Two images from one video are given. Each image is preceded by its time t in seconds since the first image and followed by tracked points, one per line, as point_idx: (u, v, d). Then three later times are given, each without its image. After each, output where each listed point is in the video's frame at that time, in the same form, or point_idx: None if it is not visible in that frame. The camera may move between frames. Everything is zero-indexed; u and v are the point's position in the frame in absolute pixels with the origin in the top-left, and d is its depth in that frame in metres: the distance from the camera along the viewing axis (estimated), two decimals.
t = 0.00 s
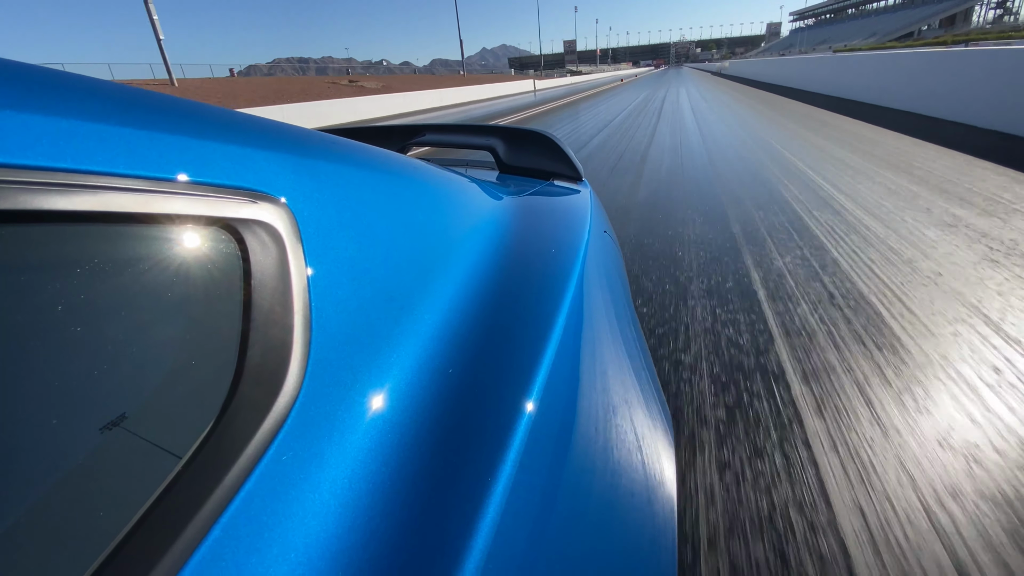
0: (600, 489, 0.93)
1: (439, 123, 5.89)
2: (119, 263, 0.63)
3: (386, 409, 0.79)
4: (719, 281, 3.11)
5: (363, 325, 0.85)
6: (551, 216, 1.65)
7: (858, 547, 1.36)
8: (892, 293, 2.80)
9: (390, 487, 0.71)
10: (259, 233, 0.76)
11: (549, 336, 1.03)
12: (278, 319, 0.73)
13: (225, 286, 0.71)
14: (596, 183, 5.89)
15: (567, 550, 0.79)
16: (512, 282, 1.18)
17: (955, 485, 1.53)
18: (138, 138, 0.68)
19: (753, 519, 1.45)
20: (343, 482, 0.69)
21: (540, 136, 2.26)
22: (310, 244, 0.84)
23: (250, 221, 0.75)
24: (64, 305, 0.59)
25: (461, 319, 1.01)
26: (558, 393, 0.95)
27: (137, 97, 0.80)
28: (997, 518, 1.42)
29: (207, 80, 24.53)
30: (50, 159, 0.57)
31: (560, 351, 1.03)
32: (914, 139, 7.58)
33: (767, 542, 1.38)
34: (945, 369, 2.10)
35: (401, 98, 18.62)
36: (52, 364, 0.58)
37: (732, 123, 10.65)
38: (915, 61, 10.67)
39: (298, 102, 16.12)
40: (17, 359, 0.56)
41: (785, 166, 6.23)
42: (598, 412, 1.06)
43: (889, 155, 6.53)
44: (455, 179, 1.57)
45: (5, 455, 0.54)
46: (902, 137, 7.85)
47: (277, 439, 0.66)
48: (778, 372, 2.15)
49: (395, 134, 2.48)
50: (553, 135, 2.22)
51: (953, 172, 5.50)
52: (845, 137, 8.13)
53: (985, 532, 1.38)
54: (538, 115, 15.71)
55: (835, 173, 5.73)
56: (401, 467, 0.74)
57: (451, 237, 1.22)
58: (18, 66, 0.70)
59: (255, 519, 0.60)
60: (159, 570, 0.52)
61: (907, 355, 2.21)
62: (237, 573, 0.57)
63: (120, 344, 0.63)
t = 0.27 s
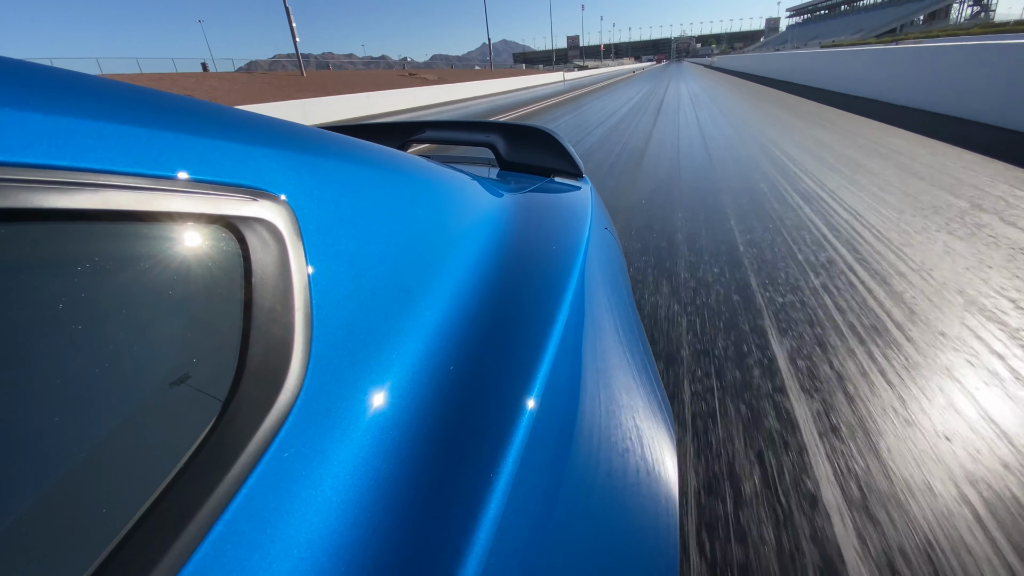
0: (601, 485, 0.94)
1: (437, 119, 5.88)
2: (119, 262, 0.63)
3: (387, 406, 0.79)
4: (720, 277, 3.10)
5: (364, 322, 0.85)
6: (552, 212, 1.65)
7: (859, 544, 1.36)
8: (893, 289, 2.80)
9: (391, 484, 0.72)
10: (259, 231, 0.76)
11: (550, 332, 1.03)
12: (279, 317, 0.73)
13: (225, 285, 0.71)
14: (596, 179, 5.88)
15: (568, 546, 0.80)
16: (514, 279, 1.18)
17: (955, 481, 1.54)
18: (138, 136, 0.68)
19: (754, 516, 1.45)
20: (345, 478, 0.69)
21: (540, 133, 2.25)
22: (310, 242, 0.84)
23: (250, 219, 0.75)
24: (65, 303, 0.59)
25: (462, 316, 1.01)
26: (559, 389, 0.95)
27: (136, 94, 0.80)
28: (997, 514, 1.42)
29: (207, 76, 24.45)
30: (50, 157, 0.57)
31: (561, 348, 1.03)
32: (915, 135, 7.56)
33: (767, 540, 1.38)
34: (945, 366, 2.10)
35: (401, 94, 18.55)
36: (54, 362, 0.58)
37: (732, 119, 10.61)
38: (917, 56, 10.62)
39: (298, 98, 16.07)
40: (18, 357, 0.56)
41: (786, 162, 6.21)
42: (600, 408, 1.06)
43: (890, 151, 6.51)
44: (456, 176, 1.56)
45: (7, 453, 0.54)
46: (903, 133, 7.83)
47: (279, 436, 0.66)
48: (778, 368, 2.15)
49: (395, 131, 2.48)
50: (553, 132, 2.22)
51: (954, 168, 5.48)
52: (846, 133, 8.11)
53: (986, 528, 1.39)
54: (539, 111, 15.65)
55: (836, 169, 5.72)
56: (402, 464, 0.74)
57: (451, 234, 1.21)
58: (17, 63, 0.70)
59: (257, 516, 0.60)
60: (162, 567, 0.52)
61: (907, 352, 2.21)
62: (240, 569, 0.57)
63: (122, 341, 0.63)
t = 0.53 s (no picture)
0: (602, 477, 0.94)
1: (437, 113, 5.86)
2: (120, 256, 0.63)
3: (388, 400, 0.79)
4: (720, 270, 3.10)
5: (365, 316, 0.85)
6: (553, 206, 1.64)
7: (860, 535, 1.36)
8: (894, 281, 2.79)
9: (392, 477, 0.72)
10: (259, 225, 0.75)
11: (551, 326, 1.03)
12: (280, 311, 0.74)
13: (226, 279, 0.71)
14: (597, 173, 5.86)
15: (569, 539, 0.80)
16: (514, 273, 1.18)
17: (957, 471, 1.54)
18: (136, 129, 0.68)
19: (755, 509, 1.45)
20: (346, 472, 0.69)
21: (540, 127, 2.24)
22: (311, 236, 0.84)
23: (250, 212, 0.75)
24: (65, 297, 0.59)
25: (463, 310, 1.01)
26: (560, 383, 0.95)
27: (135, 88, 0.80)
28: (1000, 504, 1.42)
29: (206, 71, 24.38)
30: (47, 151, 0.57)
31: (562, 342, 1.02)
32: (917, 127, 7.52)
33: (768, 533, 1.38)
34: (946, 357, 2.10)
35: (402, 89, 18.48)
36: (55, 355, 0.58)
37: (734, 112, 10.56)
38: (920, 48, 10.54)
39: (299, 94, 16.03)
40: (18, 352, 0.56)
41: (788, 155, 6.18)
42: (601, 402, 1.06)
43: (892, 143, 6.48)
44: (456, 170, 1.56)
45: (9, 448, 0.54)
46: (906, 125, 7.78)
47: (280, 430, 0.66)
48: (779, 361, 2.15)
49: (396, 125, 2.48)
50: (553, 125, 2.20)
51: (957, 160, 5.45)
52: (849, 125, 8.06)
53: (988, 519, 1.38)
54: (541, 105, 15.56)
55: (838, 162, 5.69)
56: (403, 457, 0.74)
57: (451, 228, 1.21)
58: (16, 57, 0.70)
59: (259, 509, 0.61)
60: (164, 561, 0.52)
61: (908, 343, 2.21)
62: (242, 561, 0.57)
63: (122, 336, 0.63)
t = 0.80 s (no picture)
0: (604, 470, 0.94)
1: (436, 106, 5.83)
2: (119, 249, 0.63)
3: (389, 394, 0.79)
4: (722, 264, 3.08)
5: (365, 310, 0.85)
6: (554, 200, 1.63)
7: (862, 529, 1.36)
8: (896, 273, 2.78)
9: (394, 471, 0.72)
10: (258, 218, 0.75)
11: (552, 320, 1.03)
12: (280, 304, 0.73)
13: (225, 273, 0.70)
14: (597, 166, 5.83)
15: (571, 531, 0.80)
16: (516, 267, 1.18)
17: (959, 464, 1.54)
18: (134, 123, 0.68)
19: (756, 504, 1.46)
20: (348, 465, 0.69)
21: (540, 120, 2.23)
22: (311, 230, 0.84)
23: (249, 206, 0.74)
24: (64, 291, 0.59)
25: (464, 304, 1.01)
26: (562, 376, 0.95)
27: (132, 81, 0.80)
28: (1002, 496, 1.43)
29: (206, 66, 24.28)
30: (44, 144, 0.56)
31: (564, 336, 1.02)
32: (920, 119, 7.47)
33: (770, 527, 1.38)
34: (949, 350, 2.09)
35: (403, 83, 18.37)
36: (55, 349, 0.58)
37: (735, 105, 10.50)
38: (923, 39, 10.45)
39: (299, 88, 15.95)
40: (18, 346, 0.56)
41: (789, 147, 6.14)
42: (603, 396, 1.06)
43: (894, 135, 6.44)
44: (457, 164, 1.55)
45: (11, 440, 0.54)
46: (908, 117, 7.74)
47: (282, 423, 0.66)
48: (780, 355, 2.14)
49: (396, 120, 2.47)
50: (554, 118, 2.19)
51: (960, 151, 5.42)
52: (851, 118, 8.01)
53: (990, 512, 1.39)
54: (543, 98, 15.46)
55: (840, 154, 5.65)
56: (405, 450, 0.74)
57: (452, 221, 1.20)
58: (13, 51, 0.69)
59: (261, 502, 0.61)
60: (167, 552, 0.53)
61: (911, 336, 2.20)
62: (245, 554, 0.57)
63: (123, 329, 0.63)
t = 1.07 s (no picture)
0: (606, 462, 0.94)
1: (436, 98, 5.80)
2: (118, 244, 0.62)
3: (390, 388, 0.79)
4: (723, 255, 3.07)
5: (366, 304, 0.85)
6: (554, 193, 1.63)
7: (864, 519, 1.37)
8: (898, 264, 2.77)
9: (395, 464, 0.72)
10: (257, 212, 0.75)
11: (553, 314, 1.03)
12: (281, 297, 0.73)
13: (225, 268, 0.70)
14: (598, 158, 5.80)
15: (573, 522, 0.80)
16: (516, 261, 1.17)
17: (961, 452, 1.54)
18: (132, 116, 0.67)
19: (758, 494, 1.46)
20: (350, 458, 0.69)
21: (540, 113, 2.22)
22: (311, 224, 0.83)
23: (248, 200, 0.74)
24: (63, 286, 0.58)
25: (465, 298, 1.00)
26: (563, 369, 0.95)
27: (130, 74, 0.79)
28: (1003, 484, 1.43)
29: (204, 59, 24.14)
30: (40, 138, 0.56)
31: (565, 330, 1.02)
32: (923, 109, 7.42)
33: (772, 516, 1.39)
34: (951, 340, 2.09)
35: (402, 76, 18.25)
36: (54, 344, 0.58)
37: (737, 96, 10.43)
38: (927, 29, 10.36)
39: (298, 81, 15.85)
40: (17, 340, 0.56)
41: (791, 138, 6.10)
42: (604, 389, 1.06)
43: (897, 126, 6.40)
44: (456, 157, 1.54)
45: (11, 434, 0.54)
46: (911, 108, 7.68)
47: (283, 418, 0.66)
48: (781, 345, 2.14)
49: (395, 113, 2.45)
50: (554, 111, 2.18)
51: (963, 142, 5.38)
52: (853, 108, 7.95)
53: (991, 499, 1.39)
54: (543, 90, 15.37)
55: (842, 145, 5.62)
56: (407, 443, 0.75)
57: (452, 215, 1.20)
58: (10, 44, 0.69)
59: (263, 496, 0.61)
60: (170, 544, 0.53)
61: (912, 326, 2.20)
62: (248, 546, 0.58)
63: (122, 323, 0.63)
